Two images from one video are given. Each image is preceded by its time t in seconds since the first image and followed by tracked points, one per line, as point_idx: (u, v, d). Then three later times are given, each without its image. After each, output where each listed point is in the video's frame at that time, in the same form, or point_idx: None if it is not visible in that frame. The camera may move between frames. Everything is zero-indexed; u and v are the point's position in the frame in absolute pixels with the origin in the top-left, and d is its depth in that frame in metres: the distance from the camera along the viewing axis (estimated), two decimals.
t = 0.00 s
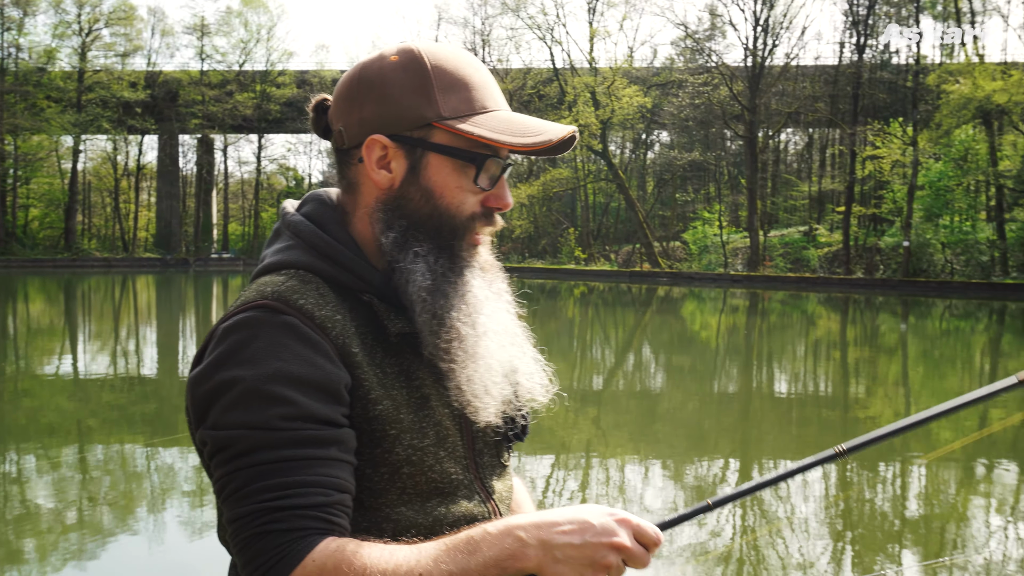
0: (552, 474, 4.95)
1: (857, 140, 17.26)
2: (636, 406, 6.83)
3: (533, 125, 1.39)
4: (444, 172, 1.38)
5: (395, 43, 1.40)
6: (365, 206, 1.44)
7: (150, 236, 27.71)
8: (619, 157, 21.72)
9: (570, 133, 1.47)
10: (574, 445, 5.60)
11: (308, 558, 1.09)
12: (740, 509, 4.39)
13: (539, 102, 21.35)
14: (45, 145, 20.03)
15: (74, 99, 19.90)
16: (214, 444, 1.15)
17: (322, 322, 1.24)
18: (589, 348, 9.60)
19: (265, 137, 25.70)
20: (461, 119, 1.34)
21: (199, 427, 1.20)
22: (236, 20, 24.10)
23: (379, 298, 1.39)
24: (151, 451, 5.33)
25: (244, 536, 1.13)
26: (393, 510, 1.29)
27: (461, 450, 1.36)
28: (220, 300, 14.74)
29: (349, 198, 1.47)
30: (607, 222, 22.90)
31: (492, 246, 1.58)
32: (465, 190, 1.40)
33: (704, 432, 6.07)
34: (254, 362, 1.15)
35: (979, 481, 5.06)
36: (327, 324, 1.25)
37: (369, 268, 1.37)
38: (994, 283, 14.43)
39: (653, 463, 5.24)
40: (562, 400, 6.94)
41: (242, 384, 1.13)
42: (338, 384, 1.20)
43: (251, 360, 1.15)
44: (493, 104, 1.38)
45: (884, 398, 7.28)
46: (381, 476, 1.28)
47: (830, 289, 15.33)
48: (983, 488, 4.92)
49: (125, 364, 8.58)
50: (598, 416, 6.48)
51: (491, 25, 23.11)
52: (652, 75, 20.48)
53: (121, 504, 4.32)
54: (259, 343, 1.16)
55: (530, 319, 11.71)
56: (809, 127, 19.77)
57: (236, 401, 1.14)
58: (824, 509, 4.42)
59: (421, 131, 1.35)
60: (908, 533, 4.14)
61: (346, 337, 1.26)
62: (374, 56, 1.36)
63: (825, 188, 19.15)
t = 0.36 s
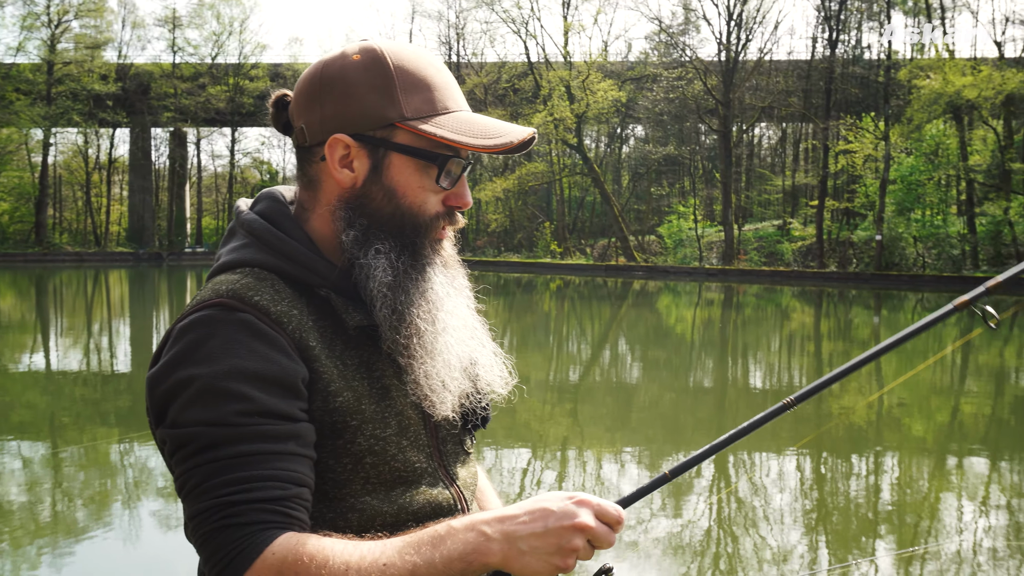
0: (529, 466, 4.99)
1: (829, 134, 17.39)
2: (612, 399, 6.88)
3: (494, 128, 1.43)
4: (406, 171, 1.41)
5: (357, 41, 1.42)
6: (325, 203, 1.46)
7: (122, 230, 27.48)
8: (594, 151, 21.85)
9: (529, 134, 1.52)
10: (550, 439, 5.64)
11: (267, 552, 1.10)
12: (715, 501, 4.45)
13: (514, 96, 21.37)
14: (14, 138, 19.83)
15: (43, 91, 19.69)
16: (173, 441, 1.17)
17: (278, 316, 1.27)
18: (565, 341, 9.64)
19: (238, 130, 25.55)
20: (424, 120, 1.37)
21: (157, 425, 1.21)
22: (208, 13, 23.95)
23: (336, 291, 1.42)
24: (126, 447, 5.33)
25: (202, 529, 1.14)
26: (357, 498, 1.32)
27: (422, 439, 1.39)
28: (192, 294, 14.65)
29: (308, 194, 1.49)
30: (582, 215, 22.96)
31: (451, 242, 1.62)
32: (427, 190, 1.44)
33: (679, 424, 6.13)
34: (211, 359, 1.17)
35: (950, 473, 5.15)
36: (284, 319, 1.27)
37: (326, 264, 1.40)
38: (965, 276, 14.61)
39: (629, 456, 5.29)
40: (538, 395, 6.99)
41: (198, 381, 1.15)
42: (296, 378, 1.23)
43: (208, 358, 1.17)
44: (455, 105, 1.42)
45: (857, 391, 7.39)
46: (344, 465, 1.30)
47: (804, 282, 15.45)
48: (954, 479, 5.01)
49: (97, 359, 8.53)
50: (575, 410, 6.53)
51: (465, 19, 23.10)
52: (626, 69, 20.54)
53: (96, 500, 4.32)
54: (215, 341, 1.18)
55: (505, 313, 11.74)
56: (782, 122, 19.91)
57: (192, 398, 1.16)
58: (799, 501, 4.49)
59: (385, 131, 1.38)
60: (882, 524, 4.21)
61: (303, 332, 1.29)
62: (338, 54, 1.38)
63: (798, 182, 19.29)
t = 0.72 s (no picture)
0: (525, 460, 5.02)
1: (822, 127, 17.41)
2: (608, 393, 6.92)
3: (487, 121, 1.46)
4: (393, 163, 1.40)
5: (345, 34, 1.42)
6: (314, 196, 1.45)
7: (116, 225, 27.46)
8: (588, 144, 21.89)
9: (519, 128, 1.52)
10: (547, 432, 5.67)
11: (213, 560, 1.09)
12: (712, 494, 4.48)
13: (507, 90, 21.40)
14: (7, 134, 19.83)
15: (35, 87, 19.65)
16: (143, 435, 1.15)
17: (259, 314, 1.24)
18: (560, 335, 9.69)
19: (231, 125, 25.52)
20: (413, 114, 1.38)
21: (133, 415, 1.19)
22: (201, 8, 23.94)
23: (322, 287, 1.40)
24: (122, 442, 5.37)
25: (158, 525, 1.13)
26: (340, 494, 1.30)
27: (408, 433, 1.38)
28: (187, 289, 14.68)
29: (297, 185, 1.47)
30: (577, 209, 23.01)
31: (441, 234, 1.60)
32: (417, 184, 1.43)
33: (673, 417, 6.17)
34: (186, 356, 1.14)
35: (945, 465, 5.19)
36: (265, 316, 1.25)
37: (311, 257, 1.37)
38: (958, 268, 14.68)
39: (625, 449, 5.31)
40: (534, 389, 7.02)
41: (170, 375, 1.13)
42: (273, 377, 1.20)
43: (183, 355, 1.15)
44: (443, 100, 1.43)
45: (851, 382, 7.45)
46: (327, 461, 1.28)
47: (798, 275, 15.51)
48: (948, 471, 5.06)
49: (93, 355, 8.57)
50: (571, 403, 6.57)
51: (459, 13, 23.12)
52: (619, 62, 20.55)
53: (93, 496, 4.36)
54: (193, 338, 1.16)
55: (500, 307, 11.79)
56: (775, 114, 19.92)
57: (165, 393, 1.14)
58: (795, 493, 4.53)
59: (373, 125, 1.38)
60: (877, 515, 4.25)
61: (284, 329, 1.26)
62: (325, 47, 1.37)
63: (791, 175, 19.32)
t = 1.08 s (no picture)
0: (534, 459, 5.00)
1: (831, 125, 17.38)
2: (617, 391, 6.90)
3: (502, 124, 1.38)
4: (409, 163, 1.34)
5: (363, 29, 1.36)
6: (328, 194, 1.39)
7: (126, 223, 27.59)
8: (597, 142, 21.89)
9: (537, 131, 1.46)
10: (556, 431, 5.66)
11: (166, 562, 1.06)
12: (721, 493, 4.45)
13: (515, 88, 21.42)
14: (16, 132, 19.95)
15: (45, 85, 19.76)
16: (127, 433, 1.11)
17: (257, 313, 1.18)
18: (569, 333, 9.70)
19: (240, 123, 25.60)
20: (431, 115, 1.31)
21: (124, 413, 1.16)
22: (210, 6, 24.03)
23: (330, 286, 1.33)
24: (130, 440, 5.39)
25: (128, 524, 1.09)
26: (342, 494, 1.24)
27: (415, 435, 1.31)
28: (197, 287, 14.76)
29: (309, 181, 1.41)
30: (586, 207, 23.02)
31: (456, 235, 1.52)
32: (433, 185, 1.37)
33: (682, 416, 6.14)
34: (176, 353, 1.10)
35: (956, 464, 5.16)
36: (263, 316, 1.19)
37: (320, 258, 1.30)
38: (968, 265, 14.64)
39: (634, 448, 5.28)
40: (543, 387, 7.02)
41: (161, 372, 1.10)
42: (265, 383, 1.14)
43: (174, 352, 1.11)
44: (462, 101, 1.36)
45: (861, 381, 7.42)
46: (327, 462, 1.22)
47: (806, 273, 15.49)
48: (959, 470, 5.03)
49: (103, 352, 8.62)
50: (580, 402, 6.56)
51: (466, 11, 23.15)
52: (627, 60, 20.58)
53: (102, 493, 4.38)
54: (187, 336, 1.12)
55: (509, 305, 11.81)
56: (784, 112, 19.88)
57: (155, 389, 1.10)
58: (805, 492, 4.50)
59: (392, 125, 1.31)
60: (886, 515, 4.23)
61: (282, 330, 1.20)
62: (344, 42, 1.30)
63: (801, 172, 19.28)
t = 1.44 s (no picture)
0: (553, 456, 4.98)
1: (853, 122, 17.25)
2: (637, 390, 6.88)
3: (539, 126, 1.39)
4: (446, 164, 1.33)
5: (396, 30, 1.35)
6: (365, 195, 1.38)
7: (147, 220, 27.73)
8: (617, 141, 21.83)
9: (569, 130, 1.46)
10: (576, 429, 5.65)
11: (177, 565, 1.10)
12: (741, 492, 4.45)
13: (534, 86, 21.40)
14: (40, 131, 20.12)
15: (68, 84, 19.87)
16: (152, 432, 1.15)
17: (281, 317, 1.19)
18: (588, 331, 9.66)
19: (261, 122, 25.69)
20: (471, 117, 1.31)
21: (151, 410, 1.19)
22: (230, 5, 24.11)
23: (361, 285, 1.33)
24: (152, 437, 5.42)
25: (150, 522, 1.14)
26: (369, 494, 1.26)
27: (444, 433, 1.32)
28: (218, 285, 14.81)
29: (341, 183, 1.41)
30: (605, 205, 22.98)
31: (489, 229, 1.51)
32: (470, 186, 1.36)
33: (703, 416, 6.10)
34: (202, 357, 1.12)
35: (979, 464, 5.14)
36: (287, 320, 1.20)
37: (351, 259, 1.30)
38: (991, 265, 14.52)
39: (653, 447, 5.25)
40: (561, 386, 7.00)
41: (184, 375, 1.13)
42: (286, 389, 1.15)
43: (200, 356, 1.13)
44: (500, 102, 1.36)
45: (883, 380, 7.38)
46: (353, 461, 1.25)
47: (828, 272, 15.38)
48: (982, 471, 5.00)
49: (125, 349, 8.68)
50: (599, 400, 6.54)
51: (486, 9, 23.13)
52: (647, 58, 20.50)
53: (124, 490, 4.41)
54: (213, 339, 1.13)
55: (527, 304, 11.79)
56: (805, 110, 19.72)
57: (177, 393, 1.13)
58: (827, 493, 4.48)
59: (433, 127, 1.31)
60: (909, 516, 4.21)
61: (306, 335, 1.21)
62: (382, 42, 1.29)
63: (822, 171, 19.13)
